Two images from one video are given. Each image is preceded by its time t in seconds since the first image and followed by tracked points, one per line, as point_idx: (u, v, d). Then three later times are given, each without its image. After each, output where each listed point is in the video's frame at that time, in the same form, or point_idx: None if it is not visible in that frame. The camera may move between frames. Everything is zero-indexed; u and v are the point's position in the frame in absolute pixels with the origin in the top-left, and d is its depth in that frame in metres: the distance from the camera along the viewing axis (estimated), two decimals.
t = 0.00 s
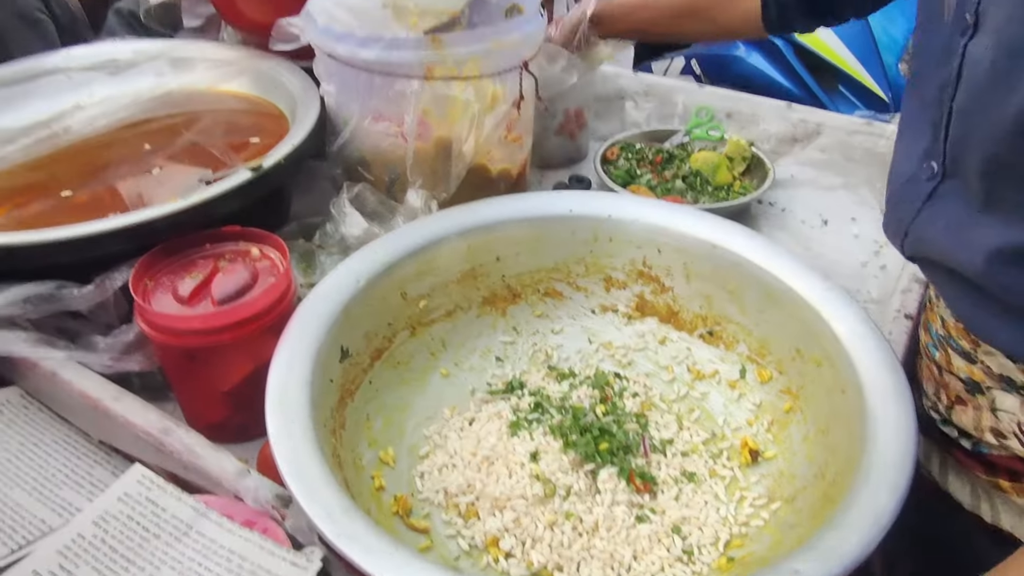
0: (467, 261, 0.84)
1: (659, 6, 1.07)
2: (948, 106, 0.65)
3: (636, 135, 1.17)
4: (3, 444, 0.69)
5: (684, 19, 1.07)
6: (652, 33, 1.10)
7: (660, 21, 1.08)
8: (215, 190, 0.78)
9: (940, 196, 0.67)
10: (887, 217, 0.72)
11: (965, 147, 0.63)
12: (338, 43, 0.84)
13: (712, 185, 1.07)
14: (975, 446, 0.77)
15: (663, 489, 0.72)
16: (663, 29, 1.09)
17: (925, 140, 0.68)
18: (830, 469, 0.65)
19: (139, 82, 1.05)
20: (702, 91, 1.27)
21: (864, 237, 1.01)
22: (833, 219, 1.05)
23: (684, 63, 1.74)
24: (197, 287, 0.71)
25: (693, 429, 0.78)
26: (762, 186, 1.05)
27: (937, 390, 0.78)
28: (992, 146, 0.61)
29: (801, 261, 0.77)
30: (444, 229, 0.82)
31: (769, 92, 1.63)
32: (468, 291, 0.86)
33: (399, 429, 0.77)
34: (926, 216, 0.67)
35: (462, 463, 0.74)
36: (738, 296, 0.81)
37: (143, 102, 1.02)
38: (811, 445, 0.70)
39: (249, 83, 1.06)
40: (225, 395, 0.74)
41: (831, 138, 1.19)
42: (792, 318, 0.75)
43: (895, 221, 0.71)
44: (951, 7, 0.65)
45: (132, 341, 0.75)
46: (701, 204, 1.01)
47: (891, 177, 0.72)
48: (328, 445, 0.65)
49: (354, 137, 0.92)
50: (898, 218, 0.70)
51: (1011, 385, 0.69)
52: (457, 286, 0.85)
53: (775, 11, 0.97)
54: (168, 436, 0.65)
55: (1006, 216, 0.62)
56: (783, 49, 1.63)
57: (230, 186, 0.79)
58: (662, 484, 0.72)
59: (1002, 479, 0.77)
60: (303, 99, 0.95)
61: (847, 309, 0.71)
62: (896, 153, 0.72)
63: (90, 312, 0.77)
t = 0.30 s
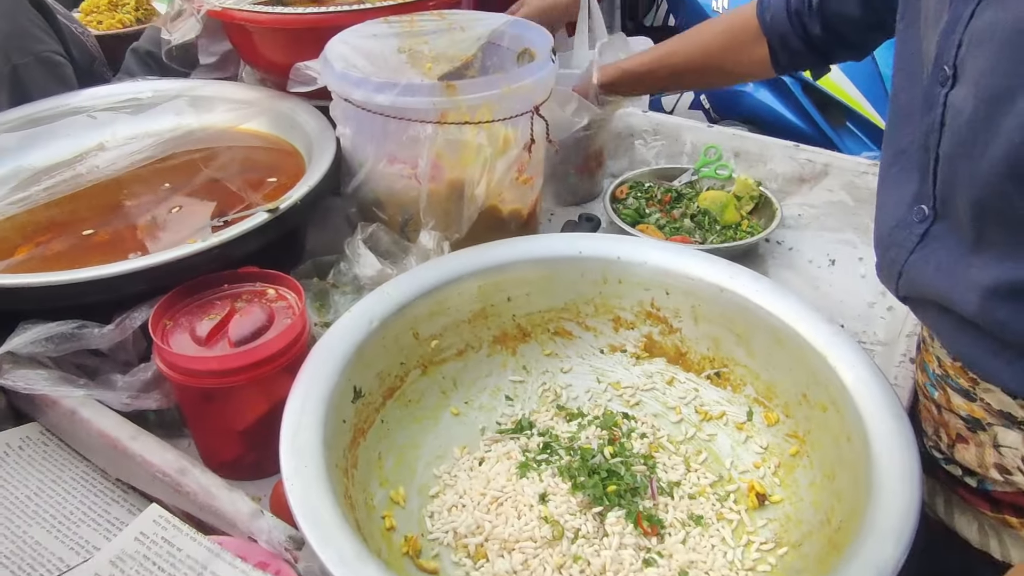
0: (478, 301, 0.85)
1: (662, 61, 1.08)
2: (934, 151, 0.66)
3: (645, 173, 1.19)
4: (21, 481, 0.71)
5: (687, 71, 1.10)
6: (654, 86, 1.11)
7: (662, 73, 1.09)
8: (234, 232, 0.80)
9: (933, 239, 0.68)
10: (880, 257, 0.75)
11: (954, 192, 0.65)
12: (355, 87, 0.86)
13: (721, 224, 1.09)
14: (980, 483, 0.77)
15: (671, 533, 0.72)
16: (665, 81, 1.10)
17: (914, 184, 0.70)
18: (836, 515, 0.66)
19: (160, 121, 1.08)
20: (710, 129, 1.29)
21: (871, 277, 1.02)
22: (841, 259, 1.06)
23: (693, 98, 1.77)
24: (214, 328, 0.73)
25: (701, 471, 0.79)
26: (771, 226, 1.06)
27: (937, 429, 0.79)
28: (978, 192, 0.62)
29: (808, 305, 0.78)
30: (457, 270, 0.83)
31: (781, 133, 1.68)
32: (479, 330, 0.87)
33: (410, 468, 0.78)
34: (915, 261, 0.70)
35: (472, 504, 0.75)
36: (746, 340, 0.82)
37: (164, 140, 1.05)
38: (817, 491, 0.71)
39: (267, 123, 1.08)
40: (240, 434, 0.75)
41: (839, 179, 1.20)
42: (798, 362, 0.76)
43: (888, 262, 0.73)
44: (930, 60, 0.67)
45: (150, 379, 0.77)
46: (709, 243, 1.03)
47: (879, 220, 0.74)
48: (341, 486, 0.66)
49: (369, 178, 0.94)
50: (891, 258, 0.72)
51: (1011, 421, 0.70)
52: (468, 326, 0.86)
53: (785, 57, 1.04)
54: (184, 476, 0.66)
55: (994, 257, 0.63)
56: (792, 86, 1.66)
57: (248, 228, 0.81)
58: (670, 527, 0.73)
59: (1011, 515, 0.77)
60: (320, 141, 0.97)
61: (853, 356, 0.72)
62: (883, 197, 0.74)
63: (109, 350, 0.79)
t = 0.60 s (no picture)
0: (477, 326, 0.85)
1: (669, 95, 1.10)
2: (937, 188, 0.66)
3: (646, 197, 1.19)
4: (17, 507, 0.71)
5: (691, 107, 1.11)
6: (659, 121, 1.13)
7: (668, 108, 1.11)
8: (233, 257, 0.81)
9: (935, 274, 0.68)
10: (884, 292, 0.75)
11: (957, 228, 0.65)
12: (356, 113, 0.86)
13: (721, 247, 1.09)
14: (985, 521, 0.76)
15: (667, 563, 0.72)
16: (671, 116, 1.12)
17: (916, 219, 0.70)
18: (833, 548, 0.66)
19: (163, 145, 1.09)
20: (711, 154, 1.31)
21: (872, 303, 1.02)
22: (841, 285, 1.06)
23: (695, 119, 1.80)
24: (211, 354, 0.73)
25: (698, 500, 0.78)
26: (772, 251, 1.06)
27: (945, 464, 0.78)
28: (981, 231, 0.62)
29: (806, 334, 0.77)
30: (456, 296, 0.83)
31: (783, 156, 1.72)
32: (477, 355, 0.87)
33: (406, 495, 0.78)
34: (918, 295, 0.69)
35: (467, 533, 0.75)
36: (744, 368, 0.81)
37: (166, 162, 1.06)
38: (814, 523, 0.71)
39: (269, 147, 1.09)
40: (237, 459, 0.75)
41: (839, 204, 1.20)
42: (796, 392, 0.76)
43: (890, 298, 0.73)
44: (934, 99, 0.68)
45: (147, 404, 0.77)
46: (708, 269, 1.03)
47: (883, 254, 0.74)
48: (335, 515, 0.66)
49: (369, 203, 0.94)
50: (893, 293, 0.73)
51: (1020, 461, 0.69)
52: (467, 351, 0.86)
53: (789, 99, 1.06)
54: (179, 503, 0.67)
55: (998, 296, 0.63)
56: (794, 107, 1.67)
57: (246, 254, 0.81)
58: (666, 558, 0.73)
59: (1015, 554, 0.76)
60: (322, 165, 0.98)
61: (851, 386, 0.71)
62: (886, 231, 0.74)
63: (107, 374, 0.79)
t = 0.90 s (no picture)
0: (471, 344, 0.85)
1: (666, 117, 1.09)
2: (950, 220, 0.64)
3: (644, 213, 1.19)
4: (6, 528, 0.72)
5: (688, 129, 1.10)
6: (656, 143, 1.12)
7: (665, 130, 1.10)
8: (226, 274, 0.80)
9: (941, 309, 0.66)
10: (890, 324, 0.72)
11: (970, 261, 0.62)
12: (351, 130, 0.86)
13: (718, 264, 1.08)
14: (978, 565, 0.71)
15: None
16: (668, 137, 1.11)
17: (922, 253, 0.68)
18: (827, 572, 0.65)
19: (159, 160, 1.09)
20: (708, 169, 1.30)
21: (870, 321, 1.02)
22: (837, 302, 1.05)
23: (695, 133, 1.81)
24: (202, 373, 0.73)
25: (692, 521, 0.78)
26: (770, 267, 1.06)
27: (940, 501, 0.73)
28: (993, 267, 0.60)
29: (801, 354, 0.77)
30: (449, 314, 0.83)
31: (783, 173, 1.74)
32: (471, 374, 0.86)
33: (397, 515, 0.78)
34: (922, 333, 0.67)
35: (458, 555, 0.75)
36: (739, 387, 0.81)
37: (162, 176, 1.06)
38: (808, 547, 0.70)
39: (264, 161, 1.09)
40: (227, 478, 0.75)
41: (837, 220, 1.20)
42: (790, 413, 0.76)
43: (896, 330, 0.71)
44: (951, 127, 0.65)
45: (138, 421, 0.76)
46: (705, 286, 1.02)
47: (891, 283, 0.72)
48: (324, 536, 0.65)
49: (364, 220, 0.94)
50: (898, 328, 0.70)
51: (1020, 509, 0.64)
52: (460, 369, 0.85)
53: (786, 122, 1.05)
54: (167, 524, 0.67)
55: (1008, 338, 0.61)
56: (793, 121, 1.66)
57: (238, 271, 0.81)
58: None
59: None
60: (317, 181, 0.97)
61: (846, 408, 0.71)
62: (896, 263, 0.72)
63: (98, 392, 0.79)
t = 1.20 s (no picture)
0: (467, 356, 0.84)
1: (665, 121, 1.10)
2: (970, 247, 0.62)
3: (646, 225, 1.18)
4: None
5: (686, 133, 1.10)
6: (649, 145, 1.12)
7: (663, 133, 1.11)
8: (222, 286, 0.80)
9: (953, 336, 0.64)
10: (898, 350, 0.69)
11: (986, 293, 0.60)
12: (348, 141, 0.86)
13: (723, 276, 1.08)
14: None
15: None
16: (661, 140, 1.11)
17: (934, 278, 0.66)
18: None
19: (156, 170, 1.09)
20: (708, 179, 1.30)
21: (869, 333, 1.01)
22: (837, 313, 1.05)
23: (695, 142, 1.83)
24: (197, 386, 0.72)
25: (689, 536, 0.78)
26: (775, 280, 1.05)
27: (943, 527, 0.73)
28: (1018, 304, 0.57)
29: (799, 367, 0.76)
30: (446, 326, 0.82)
31: (782, 183, 1.73)
32: (467, 386, 0.86)
33: (392, 528, 0.77)
34: (932, 359, 0.65)
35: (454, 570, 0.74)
36: (737, 401, 0.80)
37: (159, 186, 1.06)
38: (806, 563, 0.70)
39: (261, 172, 1.09)
40: (221, 492, 0.74)
41: (836, 232, 1.20)
42: (788, 427, 0.75)
43: (906, 355, 0.68)
44: (976, 149, 0.63)
45: (132, 434, 0.76)
46: (705, 299, 1.01)
47: (904, 305, 0.69)
48: (318, 551, 0.65)
49: (361, 231, 0.94)
50: (908, 353, 0.67)
51: None
52: (456, 381, 0.85)
53: (783, 132, 1.05)
54: (160, 539, 0.67)
55: (1020, 371, 0.59)
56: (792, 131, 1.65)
57: (234, 283, 0.81)
58: None
59: None
60: (315, 192, 0.97)
61: (844, 422, 0.70)
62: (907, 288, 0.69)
63: (93, 404, 0.78)
